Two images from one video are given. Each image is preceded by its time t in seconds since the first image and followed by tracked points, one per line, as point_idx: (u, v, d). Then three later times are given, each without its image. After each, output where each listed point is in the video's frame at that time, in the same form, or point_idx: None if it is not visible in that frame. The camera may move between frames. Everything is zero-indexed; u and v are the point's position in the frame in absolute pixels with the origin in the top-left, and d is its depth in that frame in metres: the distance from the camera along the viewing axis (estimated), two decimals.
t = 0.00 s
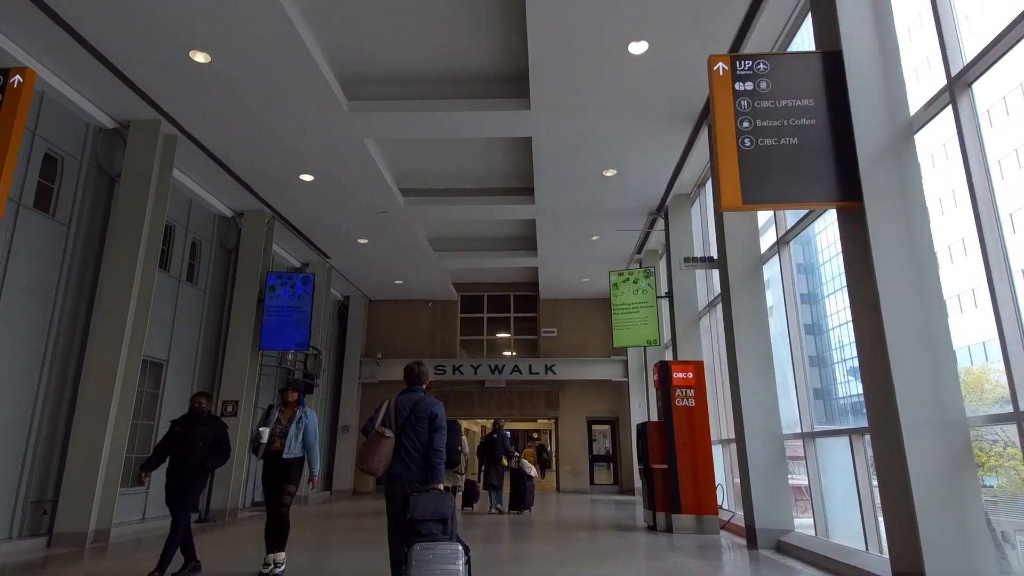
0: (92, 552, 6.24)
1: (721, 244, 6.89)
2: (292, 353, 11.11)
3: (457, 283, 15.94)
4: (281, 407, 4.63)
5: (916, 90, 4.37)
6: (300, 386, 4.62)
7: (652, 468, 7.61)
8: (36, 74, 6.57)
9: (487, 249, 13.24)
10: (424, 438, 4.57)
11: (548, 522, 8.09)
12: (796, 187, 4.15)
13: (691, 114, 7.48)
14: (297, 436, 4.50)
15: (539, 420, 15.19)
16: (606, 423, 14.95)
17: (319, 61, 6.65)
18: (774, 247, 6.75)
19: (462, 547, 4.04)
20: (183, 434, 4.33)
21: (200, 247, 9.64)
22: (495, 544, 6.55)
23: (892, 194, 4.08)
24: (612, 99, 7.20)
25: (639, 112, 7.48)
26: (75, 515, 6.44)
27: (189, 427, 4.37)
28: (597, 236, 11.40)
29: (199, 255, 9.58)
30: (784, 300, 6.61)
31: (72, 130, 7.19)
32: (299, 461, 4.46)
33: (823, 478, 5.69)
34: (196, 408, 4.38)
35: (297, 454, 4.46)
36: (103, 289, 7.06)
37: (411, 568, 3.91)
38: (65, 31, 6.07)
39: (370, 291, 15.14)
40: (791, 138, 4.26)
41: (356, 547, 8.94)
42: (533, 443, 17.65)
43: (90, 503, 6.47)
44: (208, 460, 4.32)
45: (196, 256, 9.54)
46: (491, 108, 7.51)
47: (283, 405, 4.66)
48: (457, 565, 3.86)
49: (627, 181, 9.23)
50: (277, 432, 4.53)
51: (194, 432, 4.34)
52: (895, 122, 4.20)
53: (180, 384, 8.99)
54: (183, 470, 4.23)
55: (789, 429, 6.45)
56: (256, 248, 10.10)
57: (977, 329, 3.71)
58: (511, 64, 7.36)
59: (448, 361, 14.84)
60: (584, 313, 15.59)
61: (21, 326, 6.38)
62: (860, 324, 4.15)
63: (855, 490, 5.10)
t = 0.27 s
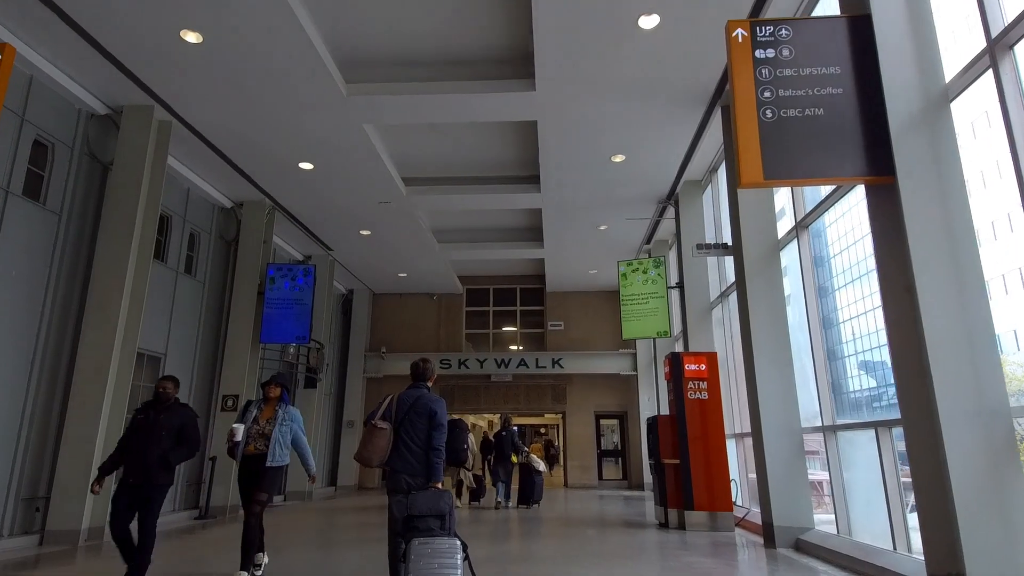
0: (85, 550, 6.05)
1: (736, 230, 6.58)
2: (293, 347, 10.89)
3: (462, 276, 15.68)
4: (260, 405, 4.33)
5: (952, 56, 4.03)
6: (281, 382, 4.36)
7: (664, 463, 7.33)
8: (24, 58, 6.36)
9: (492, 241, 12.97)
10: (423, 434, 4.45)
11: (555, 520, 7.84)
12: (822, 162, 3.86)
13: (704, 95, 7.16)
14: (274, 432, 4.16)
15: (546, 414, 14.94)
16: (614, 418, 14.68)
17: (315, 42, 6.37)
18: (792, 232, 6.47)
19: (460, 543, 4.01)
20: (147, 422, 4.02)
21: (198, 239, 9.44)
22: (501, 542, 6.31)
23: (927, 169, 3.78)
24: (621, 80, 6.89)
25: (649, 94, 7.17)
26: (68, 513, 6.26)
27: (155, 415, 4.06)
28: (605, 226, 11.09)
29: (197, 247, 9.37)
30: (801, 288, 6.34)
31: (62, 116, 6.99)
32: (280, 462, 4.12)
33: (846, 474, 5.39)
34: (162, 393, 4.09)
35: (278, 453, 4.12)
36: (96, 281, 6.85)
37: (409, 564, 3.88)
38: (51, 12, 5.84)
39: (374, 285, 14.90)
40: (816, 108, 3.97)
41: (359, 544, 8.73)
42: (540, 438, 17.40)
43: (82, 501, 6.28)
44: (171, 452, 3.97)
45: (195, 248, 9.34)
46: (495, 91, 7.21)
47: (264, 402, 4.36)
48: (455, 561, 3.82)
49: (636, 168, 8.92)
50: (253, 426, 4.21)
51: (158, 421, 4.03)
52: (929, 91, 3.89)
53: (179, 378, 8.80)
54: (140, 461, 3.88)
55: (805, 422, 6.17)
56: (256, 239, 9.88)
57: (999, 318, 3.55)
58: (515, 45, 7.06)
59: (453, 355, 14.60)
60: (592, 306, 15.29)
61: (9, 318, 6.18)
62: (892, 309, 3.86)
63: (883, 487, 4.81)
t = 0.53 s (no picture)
0: (77, 541, 5.89)
1: (751, 210, 6.28)
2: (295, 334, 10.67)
3: (467, 263, 15.41)
4: (231, 381, 3.95)
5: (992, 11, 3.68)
6: (254, 356, 3.97)
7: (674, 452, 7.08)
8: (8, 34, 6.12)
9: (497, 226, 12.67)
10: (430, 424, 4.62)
11: (562, 509, 7.62)
12: (851, 128, 3.55)
13: (718, 69, 6.82)
14: (245, 409, 3.77)
15: (553, 403, 14.72)
16: (622, 406, 14.44)
17: (309, 14, 6.08)
18: (811, 211, 6.19)
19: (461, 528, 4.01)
20: (90, 411, 3.47)
21: (195, 223, 9.23)
22: (506, 533, 6.10)
23: (965, 135, 3.47)
24: (631, 53, 6.57)
25: (660, 69, 6.84)
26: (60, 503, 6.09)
27: (98, 404, 3.49)
28: (612, 210, 10.78)
29: (195, 231, 9.17)
30: (819, 271, 6.08)
31: (51, 95, 6.76)
32: (253, 444, 3.72)
33: (868, 464, 5.13)
34: (104, 377, 3.52)
35: (251, 434, 3.73)
36: (87, 265, 6.64)
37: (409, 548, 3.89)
38: None
39: (378, 272, 14.65)
40: (845, 70, 3.65)
41: (362, 534, 8.57)
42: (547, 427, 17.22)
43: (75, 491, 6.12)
44: (121, 447, 3.45)
45: (192, 232, 9.14)
46: (498, 66, 6.91)
47: (234, 378, 3.98)
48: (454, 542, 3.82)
49: (645, 148, 8.60)
50: (224, 405, 3.82)
51: (102, 409, 3.47)
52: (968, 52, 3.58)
53: (176, 365, 8.63)
54: (84, 461, 3.35)
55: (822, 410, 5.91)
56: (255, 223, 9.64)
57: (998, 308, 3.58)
58: (519, 17, 6.75)
59: (458, 343, 14.39)
60: (599, 293, 15.01)
61: None
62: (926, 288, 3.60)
63: (908, 477, 4.54)
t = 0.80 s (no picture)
0: (64, 512, 5.74)
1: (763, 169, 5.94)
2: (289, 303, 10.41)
3: (466, 232, 15.08)
4: (170, 353, 3.34)
5: None
6: (197, 323, 3.34)
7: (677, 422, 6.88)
8: None
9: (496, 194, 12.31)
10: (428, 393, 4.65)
11: (562, 480, 7.47)
12: (883, 68, 3.22)
13: (730, 20, 6.40)
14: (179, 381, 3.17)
15: (553, 373, 14.56)
16: (623, 377, 14.29)
17: None
18: (828, 169, 5.87)
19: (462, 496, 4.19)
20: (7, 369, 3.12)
21: (182, 188, 8.93)
22: (505, 505, 5.93)
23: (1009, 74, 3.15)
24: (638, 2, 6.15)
25: (668, 20, 6.43)
26: (47, 474, 5.93)
27: (17, 358, 3.15)
28: (615, 175, 10.41)
29: (182, 196, 8.90)
30: (834, 233, 5.80)
31: (23, 49, 6.39)
32: (188, 425, 3.13)
33: (884, 433, 4.91)
34: (25, 329, 3.16)
35: (186, 414, 3.13)
36: (66, 229, 6.36)
37: (410, 517, 4.06)
38: None
39: (375, 241, 14.31)
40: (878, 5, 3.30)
41: (359, 504, 8.46)
42: (547, 398, 17.14)
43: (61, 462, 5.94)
44: (39, 408, 3.08)
45: (180, 197, 8.87)
46: (496, 17, 6.49)
47: (175, 348, 3.37)
48: (454, 510, 4.00)
49: (651, 108, 8.20)
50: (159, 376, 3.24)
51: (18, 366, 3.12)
52: None
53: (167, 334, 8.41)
54: None
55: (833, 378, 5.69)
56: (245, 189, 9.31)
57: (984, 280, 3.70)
58: None
59: (457, 314, 14.16)
60: (601, 263, 14.70)
61: None
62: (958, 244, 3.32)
63: (927, 447, 4.33)
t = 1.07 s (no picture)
0: (50, 472, 5.62)
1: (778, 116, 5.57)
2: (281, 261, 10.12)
3: (464, 189, 14.66)
4: (85, 291, 2.84)
5: None
6: (114, 255, 2.81)
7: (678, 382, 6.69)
8: None
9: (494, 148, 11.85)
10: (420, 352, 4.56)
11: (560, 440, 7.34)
12: None
13: None
14: (95, 324, 2.69)
15: (553, 333, 14.38)
16: (623, 337, 14.13)
17: None
18: (847, 115, 5.49)
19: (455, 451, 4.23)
20: None
21: (165, 139, 8.55)
22: (501, 466, 5.78)
23: None
24: None
25: None
26: (31, 434, 5.79)
27: None
28: (618, 127, 9.96)
29: (165, 148, 8.51)
30: (849, 185, 5.50)
31: None
32: (97, 375, 2.66)
33: (897, 394, 4.71)
34: None
35: (95, 362, 2.66)
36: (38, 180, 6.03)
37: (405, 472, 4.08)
38: None
39: (370, 198, 13.88)
40: None
41: (356, 463, 8.38)
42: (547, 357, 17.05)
43: (44, 421, 5.79)
44: None
45: (162, 150, 8.49)
46: None
47: (91, 287, 2.86)
48: (450, 464, 4.05)
49: (657, 52, 7.72)
50: (73, 320, 2.76)
51: None
52: None
53: (154, 292, 8.17)
54: None
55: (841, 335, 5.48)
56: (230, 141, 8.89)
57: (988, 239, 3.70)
58: None
59: (455, 273, 13.89)
60: (602, 221, 14.34)
61: None
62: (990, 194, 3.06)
63: (944, 408, 4.12)
